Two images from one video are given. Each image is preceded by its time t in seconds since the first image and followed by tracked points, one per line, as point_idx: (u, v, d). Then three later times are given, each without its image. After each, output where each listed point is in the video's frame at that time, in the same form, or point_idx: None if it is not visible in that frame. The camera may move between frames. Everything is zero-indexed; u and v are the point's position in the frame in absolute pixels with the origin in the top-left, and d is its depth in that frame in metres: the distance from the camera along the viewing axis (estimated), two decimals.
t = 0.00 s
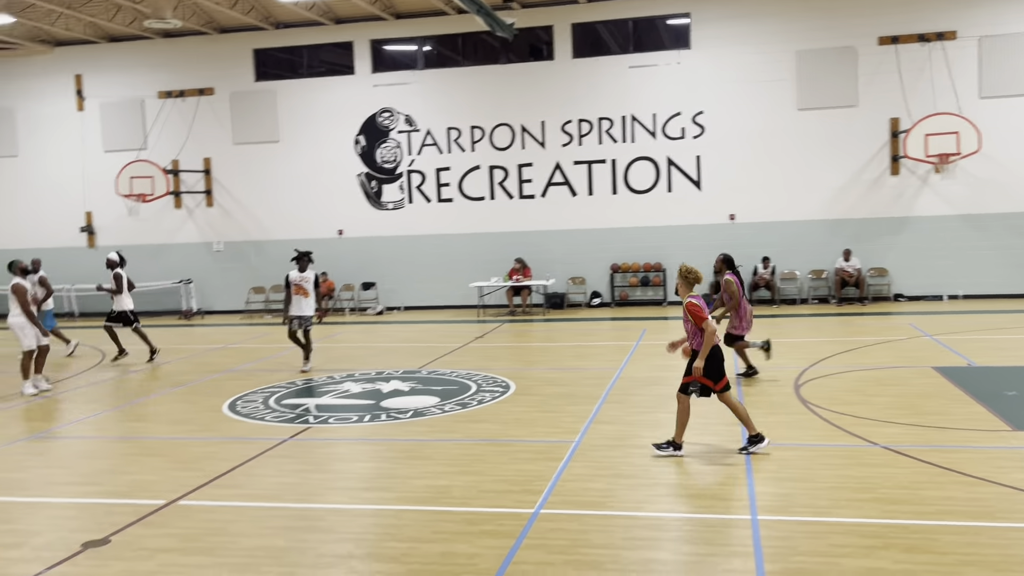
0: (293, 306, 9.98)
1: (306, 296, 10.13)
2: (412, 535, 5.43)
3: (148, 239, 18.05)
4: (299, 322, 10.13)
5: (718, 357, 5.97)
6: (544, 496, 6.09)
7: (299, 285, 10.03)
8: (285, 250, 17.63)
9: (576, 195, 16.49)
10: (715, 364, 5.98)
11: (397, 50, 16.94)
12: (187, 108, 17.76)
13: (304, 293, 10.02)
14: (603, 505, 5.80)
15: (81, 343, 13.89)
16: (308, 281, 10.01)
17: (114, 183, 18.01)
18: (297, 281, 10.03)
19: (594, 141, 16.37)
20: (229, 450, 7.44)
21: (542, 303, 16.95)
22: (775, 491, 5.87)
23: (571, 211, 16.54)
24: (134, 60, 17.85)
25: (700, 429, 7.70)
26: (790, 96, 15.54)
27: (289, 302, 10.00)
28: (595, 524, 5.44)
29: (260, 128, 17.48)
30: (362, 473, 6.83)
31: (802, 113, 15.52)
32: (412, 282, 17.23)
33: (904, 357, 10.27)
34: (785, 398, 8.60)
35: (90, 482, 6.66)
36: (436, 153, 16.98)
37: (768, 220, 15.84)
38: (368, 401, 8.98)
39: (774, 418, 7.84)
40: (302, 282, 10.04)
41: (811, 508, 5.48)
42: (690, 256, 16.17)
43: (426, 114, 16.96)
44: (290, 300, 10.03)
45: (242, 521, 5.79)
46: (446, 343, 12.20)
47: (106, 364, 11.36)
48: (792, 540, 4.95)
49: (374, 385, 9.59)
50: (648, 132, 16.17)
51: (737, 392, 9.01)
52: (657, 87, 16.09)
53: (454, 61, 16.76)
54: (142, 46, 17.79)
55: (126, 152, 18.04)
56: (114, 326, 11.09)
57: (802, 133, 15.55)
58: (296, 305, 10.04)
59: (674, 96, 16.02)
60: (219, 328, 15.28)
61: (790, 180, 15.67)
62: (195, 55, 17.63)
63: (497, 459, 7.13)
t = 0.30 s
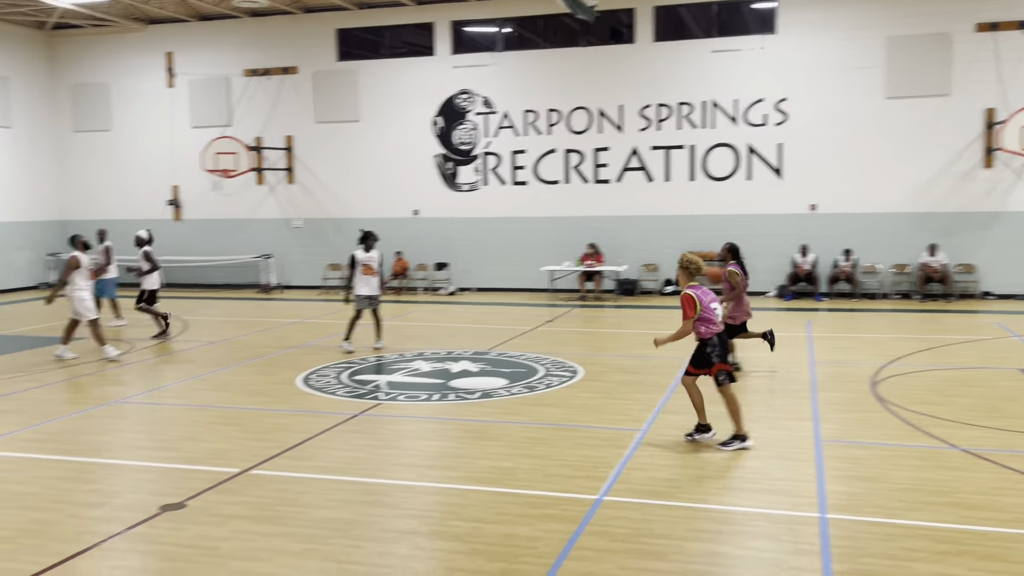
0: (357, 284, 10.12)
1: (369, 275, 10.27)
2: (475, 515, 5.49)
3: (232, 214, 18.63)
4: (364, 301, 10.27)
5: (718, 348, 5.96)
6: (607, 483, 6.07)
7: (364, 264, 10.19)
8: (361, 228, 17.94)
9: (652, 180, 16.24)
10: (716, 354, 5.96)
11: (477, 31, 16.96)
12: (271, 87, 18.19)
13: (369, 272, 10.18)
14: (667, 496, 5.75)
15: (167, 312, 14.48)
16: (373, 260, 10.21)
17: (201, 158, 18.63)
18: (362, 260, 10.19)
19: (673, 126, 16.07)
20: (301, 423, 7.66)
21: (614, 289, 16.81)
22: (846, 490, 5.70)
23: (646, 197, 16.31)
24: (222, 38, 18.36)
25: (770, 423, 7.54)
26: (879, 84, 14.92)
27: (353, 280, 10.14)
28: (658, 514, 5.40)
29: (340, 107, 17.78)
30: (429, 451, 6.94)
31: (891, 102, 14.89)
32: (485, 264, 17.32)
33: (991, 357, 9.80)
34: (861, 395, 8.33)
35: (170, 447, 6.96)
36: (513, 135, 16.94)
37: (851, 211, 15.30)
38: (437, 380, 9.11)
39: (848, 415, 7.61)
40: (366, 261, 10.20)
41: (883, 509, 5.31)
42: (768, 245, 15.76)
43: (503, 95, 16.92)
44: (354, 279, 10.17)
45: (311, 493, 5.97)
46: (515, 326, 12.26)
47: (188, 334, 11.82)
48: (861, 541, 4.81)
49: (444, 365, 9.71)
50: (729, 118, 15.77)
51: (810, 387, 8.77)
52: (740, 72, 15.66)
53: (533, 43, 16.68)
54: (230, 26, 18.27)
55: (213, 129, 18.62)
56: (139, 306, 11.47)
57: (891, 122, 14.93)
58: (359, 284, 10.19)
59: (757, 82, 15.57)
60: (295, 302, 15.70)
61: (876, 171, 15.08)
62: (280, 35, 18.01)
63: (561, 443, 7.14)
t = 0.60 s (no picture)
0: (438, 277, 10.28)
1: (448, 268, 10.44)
2: (561, 508, 5.52)
3: (332, 204, 19.22)
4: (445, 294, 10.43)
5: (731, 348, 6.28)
6: (696, 482, 5.98)
7: (446, 258, 10.36)
8: (455, 220, 18.18)
9: (751, 175, 15.80)
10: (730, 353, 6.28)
11: (575, 24, 16.86)
12: (371, 80, 18.63)
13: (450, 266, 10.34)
14: (758, 498, 5.62)
15: (271, 298, 15.11)
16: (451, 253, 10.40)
17: (303, 150, 19.28)
18: (444, 254, 10.35)
19: (774, 120, 15.57)
20: (393, 410, 7.87)
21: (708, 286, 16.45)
22: (950, 500, 5.43)
23: (744, 192, 15.87)
24: (325, 33, 18.91)
25: (870, 427, 7.25)
26: (998, 75, 14.06)
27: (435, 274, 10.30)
28: (748, 516, 5.29)
29: (438, 100, 18.04)
30: (516, 443, 7.00)
31: (1010, 95, 14.03)
32: (578, 257, 17.28)
33: None
34: (970, 402, 7.90)
35: (269, 430, 7.28)
36: (608, 128, 16.78)
37: (964, 209, 14.50)
38: (527, 372, 9.18)
39: (954, 423, 7.23)
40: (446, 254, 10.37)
41: (991, 522, 5.04)
42: (872, 244, 15.12)
43: (599, 88, 16.78)
44: (436, 273, 10.34)
45: (401, 479, 6.13)
46: (607, 320, 12.21)
47: (290, 321, 12.30)
48: (966, 554, 4.58)
49: (533, 357, 9.78)
50: (834, 112, 15.16)
51: (914, 391, 8.38)
52: (847, 64, 15.03)
53: (632, 35, 16.47)
54: (334, 21, 18.79)
55: (316, 121, 19.21)
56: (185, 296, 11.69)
57: (1009, 116, 14.07)
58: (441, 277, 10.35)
59: (865, 73, 14.90)
60: (390, 292, 16.08)
61: (992, 167, 14.23)
62: (381, 29, 18.41)
63: (650, 440, 7.07)
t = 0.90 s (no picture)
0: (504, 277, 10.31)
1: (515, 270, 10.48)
2: (643, 514, 5.47)
3: (419, 206, 19.56)
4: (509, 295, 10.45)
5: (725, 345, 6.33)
6: (783, 492, 5.83)
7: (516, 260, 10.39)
8: (540, 222, 18.21)
9: (845, 176, 15.27)
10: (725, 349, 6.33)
11: (663, 24, 16.65)
12: (458, 83, 18.85)
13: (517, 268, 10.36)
14: (849, 510, 5.44)
15: (359, 298, 15.49)
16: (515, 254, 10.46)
17: (392, 153, 19.68)
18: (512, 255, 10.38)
19: (869, 119, 15.01)
20: (476, 411, 7.95)
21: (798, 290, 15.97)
22: None
23: (837, 194, 15.37)
24: (414, 38, 19.24)
25: (970, 440, 6.91)
26: None
27: (503, 276, 10.33)
28: (838, 528, 5.12)
29: (524, 103, 18.11)
30: (598, 447, 6.97)
31: None
32: (663, 259, 17.04)
33: None
34: None
35: (356, 427, 7.47)
36: (696, 130, 16.50)
37: None
38: (609, 375, 9.13)
39: None
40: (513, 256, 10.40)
41: None
42: (975, 248, 14.40)
43: (688, 88, 16.52)
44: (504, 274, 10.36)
45: (481, 480, 6.18)
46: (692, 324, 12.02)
47: (377, 320, 12.57)
48: None
49: (617, 360, 9.72)
50: (933, 111, 14.50)
51: (1019, 403, 7.95)
52: (949, 60, 14.36)
53: (721, 35, 16.15)
54: (423, 25, 19.09)
55: (404, 124, 19.56)
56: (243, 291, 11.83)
57: None
58: (508, 279, 10.37)
59: (969, 70, 14.22)
60: (474, 293, 16.26)
61: None
62: (469, 33, 18.61)
63: (736, 448, 6.92)
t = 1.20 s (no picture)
0: (552, 285, 10.33)
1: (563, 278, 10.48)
2: (716, 525, 5.35)
3: (491, 213, 19.66)
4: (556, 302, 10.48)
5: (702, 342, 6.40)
6: (863, 506, 5.64)
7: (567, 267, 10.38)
8: (612, 228, 18.11)
9: (928, 181, 14.78)
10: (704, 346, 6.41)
11: (738, 28, 16.42)
12: (530, 90, 18.91)
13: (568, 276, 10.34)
14: (933, 526, 5.23)
15: (430, 303, 15.64)
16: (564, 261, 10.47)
17: (464, 160, 19.86)
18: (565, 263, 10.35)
19: (955, 121, 14.50)
20: (546, 417, 7.92)
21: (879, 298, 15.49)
22: None
23: (919, 199, 14.89)
24: (486, 46, 19.40)
25: None
26: None
27: (550, 282, 10.37)
28: (922, 545, 4.93)
29: (597, 108, 18.06)
30: (670, 456, 6.86)
31: None
32: (737, 266, 16.74)
33: None
34: None
35: (427, 432, 7.52)
36: (772, 134, 16.21)
37: None
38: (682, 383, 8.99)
39: None
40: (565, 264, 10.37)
41: None
42: None
43: (764, 92, 16.23)
44: (552, 281, 10.40)
45: (551, 487, 6.14)
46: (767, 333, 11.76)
47: (447, 325, 12.66)
48: None
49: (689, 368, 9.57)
50: None
51: None
52: None
53: (798, 37, 15.84)
54: (496, 33, 19.24)
55: (476, 131, 19.71)
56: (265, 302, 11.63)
57: None
58: (554, 286, 10.40)
59: None
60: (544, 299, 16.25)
61: None
62: (541, 39, 18.67)
63: (813, 459, 6.73)
